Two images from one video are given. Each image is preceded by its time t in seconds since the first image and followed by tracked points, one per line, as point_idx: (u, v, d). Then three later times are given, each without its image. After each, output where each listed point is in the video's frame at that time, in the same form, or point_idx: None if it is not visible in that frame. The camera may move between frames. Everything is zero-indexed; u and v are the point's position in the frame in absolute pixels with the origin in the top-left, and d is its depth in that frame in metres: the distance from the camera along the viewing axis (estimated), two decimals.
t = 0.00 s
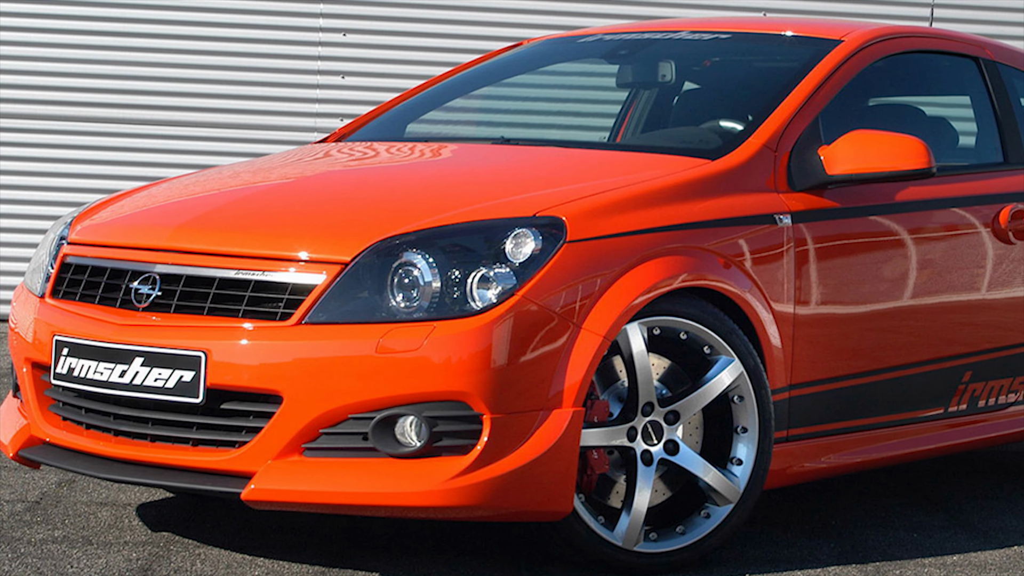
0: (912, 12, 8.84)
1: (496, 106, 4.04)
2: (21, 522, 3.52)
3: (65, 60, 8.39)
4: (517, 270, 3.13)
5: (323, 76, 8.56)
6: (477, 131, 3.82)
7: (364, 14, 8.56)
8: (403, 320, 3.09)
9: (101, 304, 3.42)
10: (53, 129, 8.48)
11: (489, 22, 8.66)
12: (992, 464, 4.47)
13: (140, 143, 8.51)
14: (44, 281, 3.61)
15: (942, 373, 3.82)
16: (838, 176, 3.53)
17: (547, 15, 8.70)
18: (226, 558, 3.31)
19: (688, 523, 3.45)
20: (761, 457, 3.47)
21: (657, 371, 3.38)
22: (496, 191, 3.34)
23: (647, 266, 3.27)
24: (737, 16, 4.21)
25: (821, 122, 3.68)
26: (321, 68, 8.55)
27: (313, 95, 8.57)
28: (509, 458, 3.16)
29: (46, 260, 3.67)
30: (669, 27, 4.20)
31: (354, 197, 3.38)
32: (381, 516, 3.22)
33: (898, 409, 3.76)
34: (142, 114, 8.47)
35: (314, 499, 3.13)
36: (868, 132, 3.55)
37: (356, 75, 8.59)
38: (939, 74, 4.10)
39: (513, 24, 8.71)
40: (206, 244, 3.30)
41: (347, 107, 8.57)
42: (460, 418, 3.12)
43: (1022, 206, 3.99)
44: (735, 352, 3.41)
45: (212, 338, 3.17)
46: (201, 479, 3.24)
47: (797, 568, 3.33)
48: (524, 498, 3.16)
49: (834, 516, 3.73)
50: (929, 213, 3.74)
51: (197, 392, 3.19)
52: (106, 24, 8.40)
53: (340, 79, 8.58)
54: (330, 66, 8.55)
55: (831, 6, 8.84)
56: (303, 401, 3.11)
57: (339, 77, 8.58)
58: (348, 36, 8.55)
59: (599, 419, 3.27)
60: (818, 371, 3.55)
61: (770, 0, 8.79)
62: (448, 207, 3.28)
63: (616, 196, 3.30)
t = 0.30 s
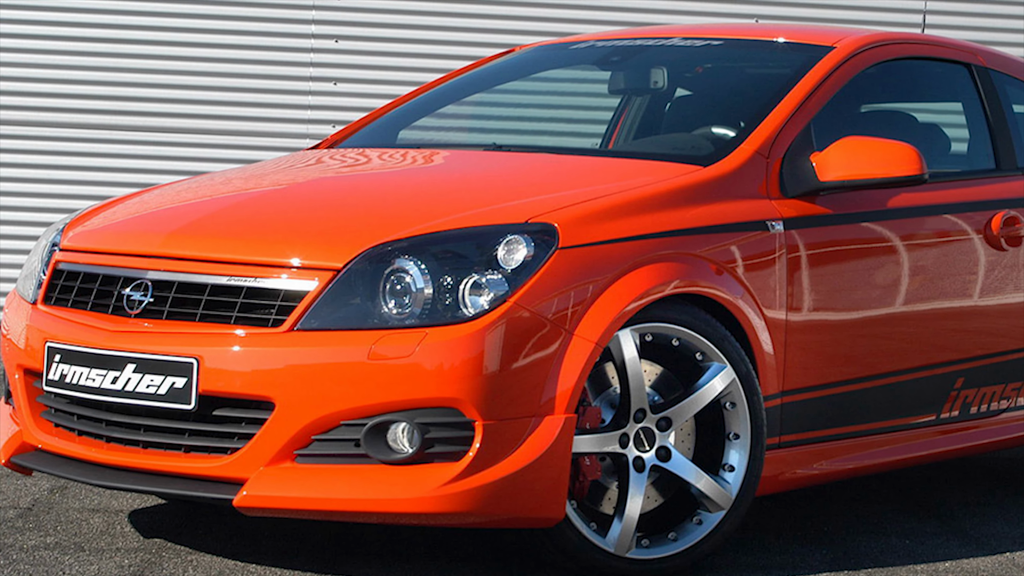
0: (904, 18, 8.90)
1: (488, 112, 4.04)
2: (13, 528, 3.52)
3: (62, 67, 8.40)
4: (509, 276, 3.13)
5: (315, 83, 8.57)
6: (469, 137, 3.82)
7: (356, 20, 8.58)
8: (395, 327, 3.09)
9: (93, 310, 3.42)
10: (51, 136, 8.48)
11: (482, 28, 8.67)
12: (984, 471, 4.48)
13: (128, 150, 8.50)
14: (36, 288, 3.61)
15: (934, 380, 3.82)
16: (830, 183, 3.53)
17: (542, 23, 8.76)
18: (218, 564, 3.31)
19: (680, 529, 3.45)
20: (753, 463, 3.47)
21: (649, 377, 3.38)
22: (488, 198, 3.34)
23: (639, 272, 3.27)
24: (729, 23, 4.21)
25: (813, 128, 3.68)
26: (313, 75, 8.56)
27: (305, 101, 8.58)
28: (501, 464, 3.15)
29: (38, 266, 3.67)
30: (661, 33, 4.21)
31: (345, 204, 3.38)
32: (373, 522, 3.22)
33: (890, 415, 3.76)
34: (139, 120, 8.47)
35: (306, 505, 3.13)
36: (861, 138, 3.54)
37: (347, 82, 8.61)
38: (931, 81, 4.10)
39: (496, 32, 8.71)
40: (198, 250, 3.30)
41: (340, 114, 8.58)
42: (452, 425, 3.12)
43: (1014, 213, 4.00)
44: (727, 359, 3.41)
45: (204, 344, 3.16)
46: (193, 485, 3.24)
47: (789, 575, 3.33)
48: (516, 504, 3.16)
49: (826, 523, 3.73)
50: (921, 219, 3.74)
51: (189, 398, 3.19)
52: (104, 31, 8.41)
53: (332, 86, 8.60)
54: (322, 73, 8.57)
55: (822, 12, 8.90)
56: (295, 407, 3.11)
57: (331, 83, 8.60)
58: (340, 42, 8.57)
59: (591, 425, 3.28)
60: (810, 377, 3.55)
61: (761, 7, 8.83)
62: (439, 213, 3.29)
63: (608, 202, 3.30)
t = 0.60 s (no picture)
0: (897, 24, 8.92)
1: (480, 118, 4.04)
2: (5, 534, 3.52)
3: (60, 72, 8.39)
4: (502, 282, 3.13)
5: (307, 89, 8.58)
6: (462, 143, 3.82)
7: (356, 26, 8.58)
8: (387, 332, 3.08)
9: (86, 316, 3.42)
10: (52, 142, 8.47)
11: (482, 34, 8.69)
12: (976, 477, 4.48)
13: (134, 156, 8.50)
14: (28, 294, 3.61)
15: (926, 386, 3.82)
16: (822, 188, 3.53)
17: (538, 28, 8.73)
18: (210, 570, 3.30)
19: (672, 535, 3.45)
20: (745, 469, 3.47)
21: (641, 383, 3.38)
22: (481, 204, 3.34)
23: (632, 278, 3.27)
24: (721, 28, 4.22)
25: (806, 134, 3.68)
26: (305, 80, 8.56)
27: (298, 107, 8.58)
28: (494, 470, 3.15)
29: (30, 272, 3.67)
30: (653, 39, 4.21)
31: (337, 209, 3.38)
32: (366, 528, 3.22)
33: (882, 421, 3.76)
34: (138, 126, 8.46)
35: (298, 511, 3.12)
36: (853, 144, 3.55)
37: (339, 87, 8.61)
38: (924, 86, 4.10)
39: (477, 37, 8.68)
40: (190, 256, 3.30)
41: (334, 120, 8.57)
42: (444, 430, 3.12)
43: (1006, 219, 4.00)
44: (720, 365, 3.41)
45: (197, 350, 3.16)
46: (185, 491, 3.24)
47: None
48: (508, 510, 3.16)
49: (818, 529, 3.73)
50: (913, 225, 3.74)
51: (181, 404, 3.19)
52: (101, 37, 8.39)
53: (325, 92, 8.60)
54: (315, 79, 8.56)
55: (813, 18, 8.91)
56: (288, 413, 3.11)
57: (324, 89, 8.60)
58: (332, 48, 8.56)
59: (583, 431, 3.27)
60: (802, 383, 3.55)
61: (753, 12, 8.81)
62: (431, 219, 3.28)
63: (601, 208, 3.30)
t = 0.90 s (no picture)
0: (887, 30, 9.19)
1: (473, 123, 4.03)
2: None
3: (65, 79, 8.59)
4: (494, 288, 3.13)
5: (298, 94, 8.79)
6: (453, 149, 3.82)
7: (360, 32, 8.78)
8: (379, 338, 3.08)
9: (78, 322, 3.42)
10: (57, 148, 8.70)
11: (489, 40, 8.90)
12: (968, 483, 4.49)
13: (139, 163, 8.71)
14: (20, 299, 3.61)
15: (918, 392, 3.82)
16: (814, 194, 3.53)
17: (540, 35, 8.97)
18: None
19: (664, 541, 3.45)
20: (737, 474, 3.47)
21: (634, 389, 3.38)
22: (473, 209, 3.34)
23: (623, 284, 3.27)
24: (713, 34, 4.22)
25: (797, 140, 3.68)
26: (297, 87, 8.77)
27: (288, 113, 8.78)
28: (486, 476, 3.15)
29: (22, 278, 3.67)
30: (645, 45, 4.21)
31: (329, 215, 3.38)
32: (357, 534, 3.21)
33: (874, 427, 3.76)
34: (141, 132, 8.66)
35: (290, 517, 3.12)
36: (845, 150, 3.55)
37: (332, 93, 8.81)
38: (916, 92, 4.11)
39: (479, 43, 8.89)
40: (182, 262, 3.30)
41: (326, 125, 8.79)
42: (436, 436, 3.11)
43: (998, 225, 4.00)
44: (712, 371, 3.41)
45: (189, 356, 3.16)
46: (177, 497, 3.23)
47: None
48: (500, 516, 3.15)
49: (810, 534, 3.73)
50: (905, 231, 3.74)
51: (173, 410, 3.18)
52: (101, 43, 8.58)
53: (316, 98, 8.80)
54: (306, 85, 8.77)
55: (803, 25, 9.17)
56: (279, 419, 3.11)
57: (315, 95, 8.80)
58: (324, 54, 8.75)
59: (576, 437, 3.27)
60: (794, 389, 3.55)
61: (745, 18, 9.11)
62: (423, 225, 3.29)
63: (593, 214, 3.30)
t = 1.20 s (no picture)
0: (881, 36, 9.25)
1: (463, 130, 4.05)
2: None
3: (61, 85, 8.65)
4: (485, 295, 3.13)
5: (291, 101, 8.85)
6: (445, 155, 3.82)
7: (352, 39, 8.84)
8: (370, 345, 3.08)
9: (69, 328, 3.42)
10: (48, 154, 8.76)
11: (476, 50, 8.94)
12: (959, 489, 4.49)
13: (122, 168, 8.79)
14: (12, 306, 3.61)
15: (910, 399, 3.82)
16: (806, 201, 3.54)
17: (530, 41, 9.00)
18: None
19: (655, 547, 3.45)
20: (728, 481, 3.47)
21: (625, 396, 3.39)
22: (464, 216, 3.34)
23: (615, 290, 3.27)
24: (705, 40, 4.22)
25: (789, 146, 3.68)
26: (288, 93, 8.83)
27: (281, 120, 8.85)
28: (477, 482, 3.15)
29: (13, 285, 3.67)
30: (637, 51, 4.21)
31: (320, 222, 3.38)
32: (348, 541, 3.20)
33: (866, 433, 3.76)
34: (129, 139, 8.72)
35: (281, 524, 3.11)
36: (836, 157, 3.56)
37: (324, 100, 8.87)
38: (907, 99, 4.11)
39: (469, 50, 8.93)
40: (174, 269, 3.30)
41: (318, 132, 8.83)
42: (427, 443, 3.11)
43: (990, 231, 3.99)
44: (703, 377, 3.41)
45: (180, 362, 3.16)
46: (168, 503, 3.23)
47: None
48: (492, 522, 3.15)
49: (802, 541, 3.73)
50: (896, 237, 3.74)
51: (164, 416, 3.18)
52: (91, 50, 8.66)
53: (307, 104, 8.87)
54: (297, 91, 8.84)
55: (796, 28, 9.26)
56: (271, 425, 3.10)
57: (307, 101, 8.87)
58: (315, 60, 8.82)
59: (567, 443, 3.28)
60: (786, 396, 3.55)
61: (737, 24, 9.15)
62: (415, 231, 3.29)
63: (584, 220, 3.30)
